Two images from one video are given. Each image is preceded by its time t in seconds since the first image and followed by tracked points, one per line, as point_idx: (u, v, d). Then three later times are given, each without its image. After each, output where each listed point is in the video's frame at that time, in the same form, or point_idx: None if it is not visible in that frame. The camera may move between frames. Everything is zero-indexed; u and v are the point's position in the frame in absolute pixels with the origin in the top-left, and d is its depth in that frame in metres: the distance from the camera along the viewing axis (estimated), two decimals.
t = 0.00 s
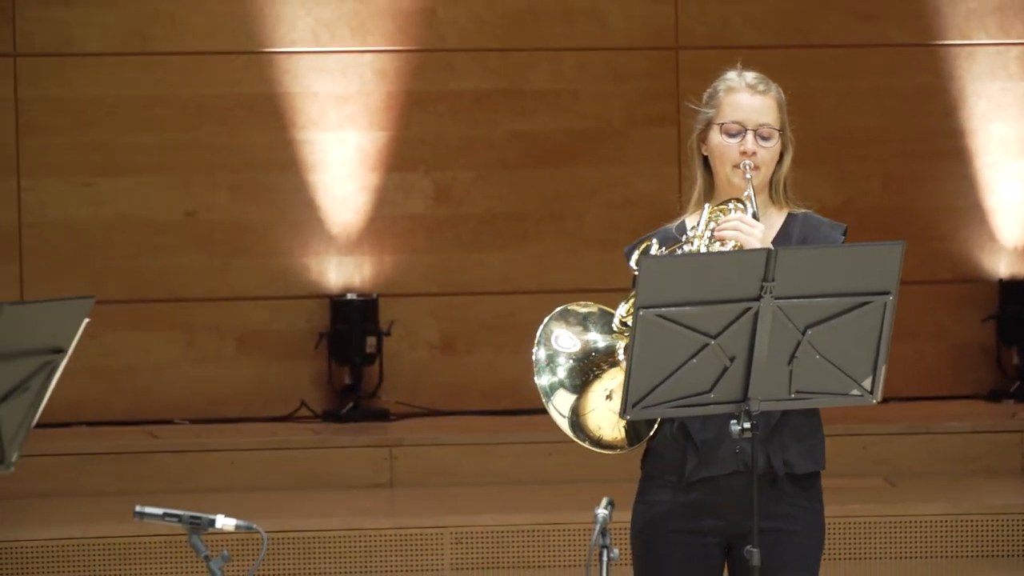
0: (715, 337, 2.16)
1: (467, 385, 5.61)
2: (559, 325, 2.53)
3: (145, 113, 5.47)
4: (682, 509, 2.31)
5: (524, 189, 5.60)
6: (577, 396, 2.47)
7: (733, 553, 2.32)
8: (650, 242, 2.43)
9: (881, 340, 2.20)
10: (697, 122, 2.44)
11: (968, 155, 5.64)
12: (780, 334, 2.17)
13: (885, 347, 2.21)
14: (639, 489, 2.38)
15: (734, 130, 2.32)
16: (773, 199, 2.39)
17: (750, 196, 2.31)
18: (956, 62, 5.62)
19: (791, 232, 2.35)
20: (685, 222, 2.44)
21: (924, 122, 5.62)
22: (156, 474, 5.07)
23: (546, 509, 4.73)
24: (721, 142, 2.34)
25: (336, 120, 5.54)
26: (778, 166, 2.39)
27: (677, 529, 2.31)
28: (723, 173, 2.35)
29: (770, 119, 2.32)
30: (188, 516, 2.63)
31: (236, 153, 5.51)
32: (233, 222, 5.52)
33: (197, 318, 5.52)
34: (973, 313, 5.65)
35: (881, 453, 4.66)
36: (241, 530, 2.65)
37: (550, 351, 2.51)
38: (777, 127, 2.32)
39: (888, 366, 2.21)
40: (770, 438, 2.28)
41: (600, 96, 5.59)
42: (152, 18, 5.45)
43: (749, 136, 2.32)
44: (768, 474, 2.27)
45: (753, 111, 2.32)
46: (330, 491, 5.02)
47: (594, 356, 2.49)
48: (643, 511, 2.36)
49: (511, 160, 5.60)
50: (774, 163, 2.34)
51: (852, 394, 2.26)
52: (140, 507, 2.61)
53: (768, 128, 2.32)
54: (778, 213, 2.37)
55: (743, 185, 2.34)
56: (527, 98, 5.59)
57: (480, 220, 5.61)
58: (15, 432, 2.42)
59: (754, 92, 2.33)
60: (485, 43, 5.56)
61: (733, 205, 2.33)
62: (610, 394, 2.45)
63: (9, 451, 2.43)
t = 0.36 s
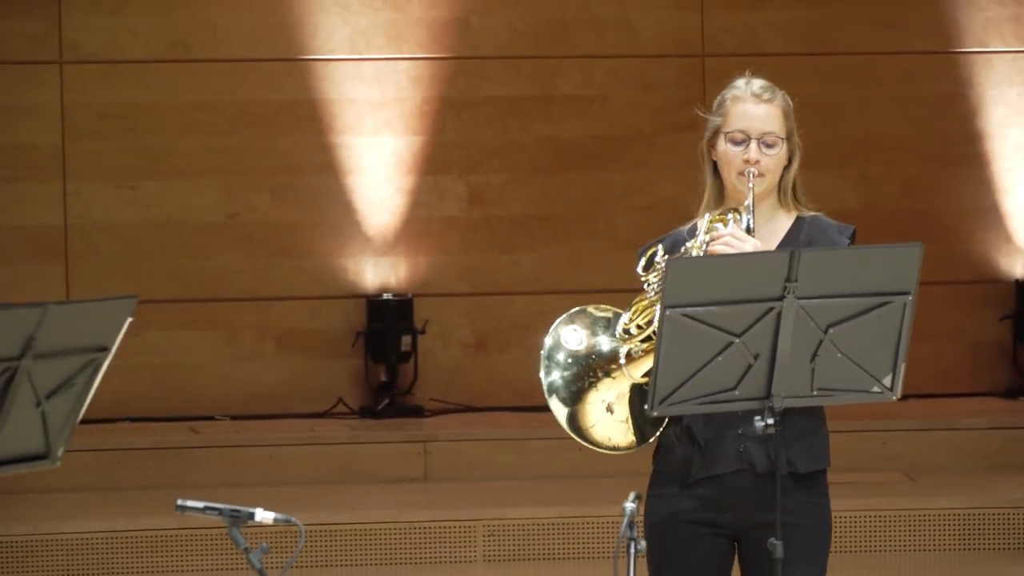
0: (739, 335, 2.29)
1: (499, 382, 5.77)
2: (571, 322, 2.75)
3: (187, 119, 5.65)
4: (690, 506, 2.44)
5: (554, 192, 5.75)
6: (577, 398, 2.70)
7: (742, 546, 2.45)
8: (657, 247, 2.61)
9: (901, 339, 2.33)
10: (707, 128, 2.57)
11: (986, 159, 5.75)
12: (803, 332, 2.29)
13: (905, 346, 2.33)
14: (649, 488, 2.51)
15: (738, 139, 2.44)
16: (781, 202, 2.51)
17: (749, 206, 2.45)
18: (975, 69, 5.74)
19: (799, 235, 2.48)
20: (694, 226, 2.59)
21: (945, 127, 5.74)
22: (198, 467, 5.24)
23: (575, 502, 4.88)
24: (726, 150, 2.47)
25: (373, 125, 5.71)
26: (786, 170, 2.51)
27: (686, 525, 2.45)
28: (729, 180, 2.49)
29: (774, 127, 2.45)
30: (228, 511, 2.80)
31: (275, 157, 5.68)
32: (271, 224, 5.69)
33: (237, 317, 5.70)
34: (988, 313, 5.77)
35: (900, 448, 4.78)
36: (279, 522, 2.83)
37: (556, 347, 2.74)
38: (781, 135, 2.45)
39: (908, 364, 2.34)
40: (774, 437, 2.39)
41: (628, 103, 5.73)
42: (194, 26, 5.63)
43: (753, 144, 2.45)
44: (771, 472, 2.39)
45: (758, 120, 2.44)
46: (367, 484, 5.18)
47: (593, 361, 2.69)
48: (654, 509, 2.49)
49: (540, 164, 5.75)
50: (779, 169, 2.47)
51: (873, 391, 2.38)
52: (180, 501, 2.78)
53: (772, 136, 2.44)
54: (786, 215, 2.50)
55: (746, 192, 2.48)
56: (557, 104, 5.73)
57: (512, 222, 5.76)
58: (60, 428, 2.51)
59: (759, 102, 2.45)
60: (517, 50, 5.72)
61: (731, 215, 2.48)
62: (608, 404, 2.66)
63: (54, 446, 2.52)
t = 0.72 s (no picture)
0: (755, 333, 2.40)
1: (520, 380, 5.92)
2: (572, 323, 2.78)
3: (218, 124, 5.81)
4: (689, 503, 2.54)
5: (574, 195, 5.90)
6: (571, 401, 2.73)
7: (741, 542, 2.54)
8: (653, 254, 2.72)
9: (912, 337, 2.44)
10: (704, 137, 2.68)
11: (994, 163, 5.89)
12: (816, 331, 2.41)
13: (915, 345, 2.45)
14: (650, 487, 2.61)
15: (732, 149, 2.56)
16: (777, 207, 2.64)
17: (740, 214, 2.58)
18: (983, 75, 5.89)
19: (795, 239, 2.61)
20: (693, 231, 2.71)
21: (954, 132, 5.88)
22: (229, 462, 5.39)
23: (595, 496, 5.03)
24: (721, 159, 2.59)
25: (399, 130, 5.86)
26: (780, 176, 2.63)
27: (686, 521, 2.54)
28: (724, 188, 2.61)
29: (767, 136, 2.56)
30: (258, 503, 2.83)
31: (303, 161, 5.83)
32: (299, 226, 5.84)
33: (266, 316, 5.85)
34: (997, 312, 5.92)
35: (910, 444, 4.90)
36: (308, 516, 2.85)
37: (554, 346, 2.77)
38: (774, 144, 2.57)
39: (917, 362, 2.46)
40: (771, 435, 2.50)
41: (647, 108, 5.88)
42: (224, 34, 5.80)
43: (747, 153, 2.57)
44: (767, 470, 2.49)
45: (751, 130, 2.56)
46: (392, 479, 5.34)
47: (588, 364, 2.71)
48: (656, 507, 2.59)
49: (562, 167, 5.89)
50: (773, 176, 2.59)
51: (884, 389, 2.50)
52: (212, 493, 2.80)
53: (765, 145, 2.56)
54: (782, 221, 2.63)
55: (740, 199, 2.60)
56: (578, 109, 5.87)
57: (533, 224, 5.91)
58: (94, 423, 2.74)
59: (752, 112, 2.56)
60: (539, 57, 5.86)
61: (722, 225, 2.64)
62: (602, 412, 2.70)
63: (89, 439, 2.75)
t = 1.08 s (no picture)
0: (772, 332, 2.49)
1: (546, 377, 6.07)
2: (583, 321, 2.88)
3: (252, 128, 5.99)
4: (704, 494, 2.65)
5: (597, 197, 6.06)
6: (590, 396, 2.84)
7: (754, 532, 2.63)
8: (663, 251, 2.83)
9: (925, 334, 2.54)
10: (713, 139, 2.82)
11: (1006, 167, 6.06)
12: (833, 329, 2.51)
13: (929, 343, 2.55)
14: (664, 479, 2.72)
15: (741, 148, 2.69)
16: (785, 206, 2.78)
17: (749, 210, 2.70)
18: (995, 81, 6.05)
19: (803, 236, 2.75)
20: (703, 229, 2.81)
21: (965, 137, 6.06)
22: (264, 457, 5.56)
23: (620, 489, 5.20)
24: (731, 159, 2.72)
25: (428, 134, 6.03)
26: (787, 175, 2.76)
27: (701, 511, 2.65)
28: (734, 186, 2.74)
29: (774, 136, 2.70)
30: (290, 497, 2.95)
31: (335, 164, 6.00)
32: (331, 228, 6.01)
33: (299, 315, 6.03)
34: (1008, 311, 6.09)
35: (925, 438, 5.04)
36: (339, 509, 2.94)
37: (569, 347, 2.88)
38: (781, 143, 2.70)
39: (931, 359, 2.55)
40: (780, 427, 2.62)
41: (669, 113, 6.05)
42: (257, 41, 5.97)
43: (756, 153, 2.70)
44: (778, 460, 2.61)
45: (759, 130, 2.69)
46: (422, 473, 5.51)
47: (603, 358, 2.82)
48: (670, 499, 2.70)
49: (585, 170, 6.05)
50: (781, 174, 2.72)
51: (899, 385, 2.60)
52: (246, 488, 2.93)
53: (773, 145, 2.69)
54: (790, 219, 2.77)
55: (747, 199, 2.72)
56: (601, 114, 6.04)
57: (558, 226, 6.06)
58: (133, 418, 2.85)
59: (759, 113, 2.70)
60: (563, 63, 6.02)
61: (733, 220, 2.72)
62: (622, 401, 2.81)
63: (128, 435, 2.85)
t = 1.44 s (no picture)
0: (783, 330, 2.63)
1: (563, 374, 6.22)
2: (599, 324, 3.02)
3: (278, 133, 6.16)
4: (719, 485, 2.78)
5: (613, 199, 6.22)
6: (616, 389, 2.97)
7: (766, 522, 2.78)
8: (681, 249, 2.99)
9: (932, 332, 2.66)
10: (725, 142, 2.97)
11: (1011, 170, 6.23)
12: (842, 327, 2.64)
13: (935, 341, 2.67)
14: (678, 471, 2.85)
15: (755, 149, 2.85)
16: (795, 209, 2.92)
17: (767, 207, 2.85)
18: (999, 87, 6.22)
19: (810, 238, 2.88)
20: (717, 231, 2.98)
21: (971, 141, 6.23)
22: (290, 451, 5.73)
23: (635, 483, 5.36)
24: (744, 160, 2.87)
25: (449, 138, 6.19)
26: (797, 178, 2.91)
27: (716, 503, 2.78)
28: (746, 187, 2.89)
29: (786, 138, 2.85)
30: (315, 490, 3.11)
31: (359, 167, 6.17)
32: (355, 229, 6.18)
33: (323, 314, 6.20)
34: (1011, 310, 6.26)
35: (932, 433, 5.16)
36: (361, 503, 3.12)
37: (591, 349, 3.02)
38: (793, 145, 2.85)
39: (937, 357, 2.67)
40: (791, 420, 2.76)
41: (683, 118, 6.21)
42: (283, 48, 6.14)
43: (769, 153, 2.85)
44: (791, 453, 2.74)
45: (772, 131, 2.84)
46: (443, 467, 5.67)
47: (627, 352, 2.96)
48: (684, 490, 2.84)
49: (602, 173, 6.21)
50: (792, 175, 2.87)
51: (906, 382, 2.72)
52: (273, 482, 3.08)
53: (785, 146, 2.84)
54: (798, 222, 2.91)
55: (763, 197, 2.87)
56: (618, 119, 6.20)
57: (575, 227, 6.22)
58: (161, 414, 3.02)
59: (772, 115, 2.85)
60: (581, 69, 6.18)
61: (753, 216, 2.87)
62: (645, 389, 2.94)
63: (157, 430, 3.02)
